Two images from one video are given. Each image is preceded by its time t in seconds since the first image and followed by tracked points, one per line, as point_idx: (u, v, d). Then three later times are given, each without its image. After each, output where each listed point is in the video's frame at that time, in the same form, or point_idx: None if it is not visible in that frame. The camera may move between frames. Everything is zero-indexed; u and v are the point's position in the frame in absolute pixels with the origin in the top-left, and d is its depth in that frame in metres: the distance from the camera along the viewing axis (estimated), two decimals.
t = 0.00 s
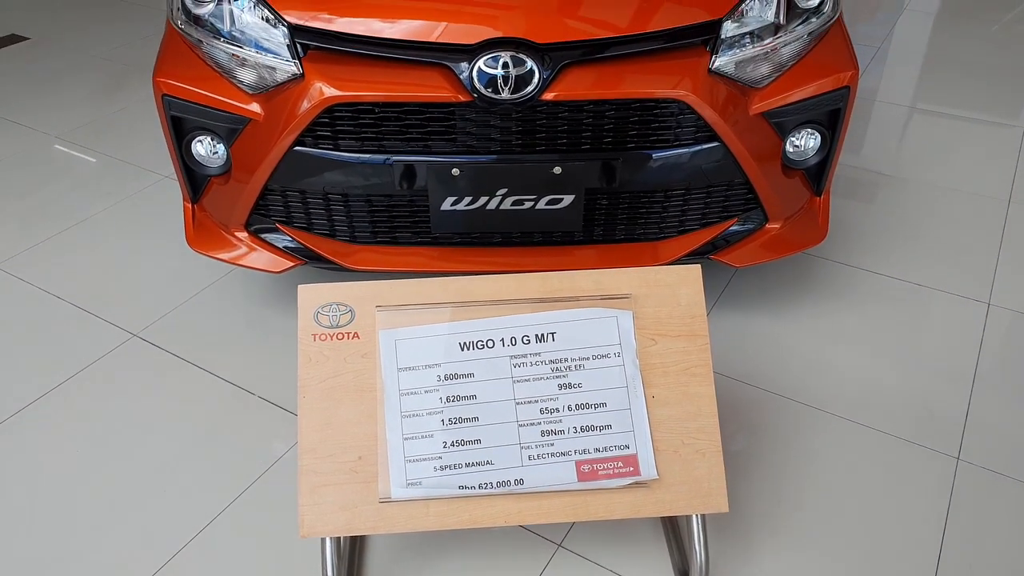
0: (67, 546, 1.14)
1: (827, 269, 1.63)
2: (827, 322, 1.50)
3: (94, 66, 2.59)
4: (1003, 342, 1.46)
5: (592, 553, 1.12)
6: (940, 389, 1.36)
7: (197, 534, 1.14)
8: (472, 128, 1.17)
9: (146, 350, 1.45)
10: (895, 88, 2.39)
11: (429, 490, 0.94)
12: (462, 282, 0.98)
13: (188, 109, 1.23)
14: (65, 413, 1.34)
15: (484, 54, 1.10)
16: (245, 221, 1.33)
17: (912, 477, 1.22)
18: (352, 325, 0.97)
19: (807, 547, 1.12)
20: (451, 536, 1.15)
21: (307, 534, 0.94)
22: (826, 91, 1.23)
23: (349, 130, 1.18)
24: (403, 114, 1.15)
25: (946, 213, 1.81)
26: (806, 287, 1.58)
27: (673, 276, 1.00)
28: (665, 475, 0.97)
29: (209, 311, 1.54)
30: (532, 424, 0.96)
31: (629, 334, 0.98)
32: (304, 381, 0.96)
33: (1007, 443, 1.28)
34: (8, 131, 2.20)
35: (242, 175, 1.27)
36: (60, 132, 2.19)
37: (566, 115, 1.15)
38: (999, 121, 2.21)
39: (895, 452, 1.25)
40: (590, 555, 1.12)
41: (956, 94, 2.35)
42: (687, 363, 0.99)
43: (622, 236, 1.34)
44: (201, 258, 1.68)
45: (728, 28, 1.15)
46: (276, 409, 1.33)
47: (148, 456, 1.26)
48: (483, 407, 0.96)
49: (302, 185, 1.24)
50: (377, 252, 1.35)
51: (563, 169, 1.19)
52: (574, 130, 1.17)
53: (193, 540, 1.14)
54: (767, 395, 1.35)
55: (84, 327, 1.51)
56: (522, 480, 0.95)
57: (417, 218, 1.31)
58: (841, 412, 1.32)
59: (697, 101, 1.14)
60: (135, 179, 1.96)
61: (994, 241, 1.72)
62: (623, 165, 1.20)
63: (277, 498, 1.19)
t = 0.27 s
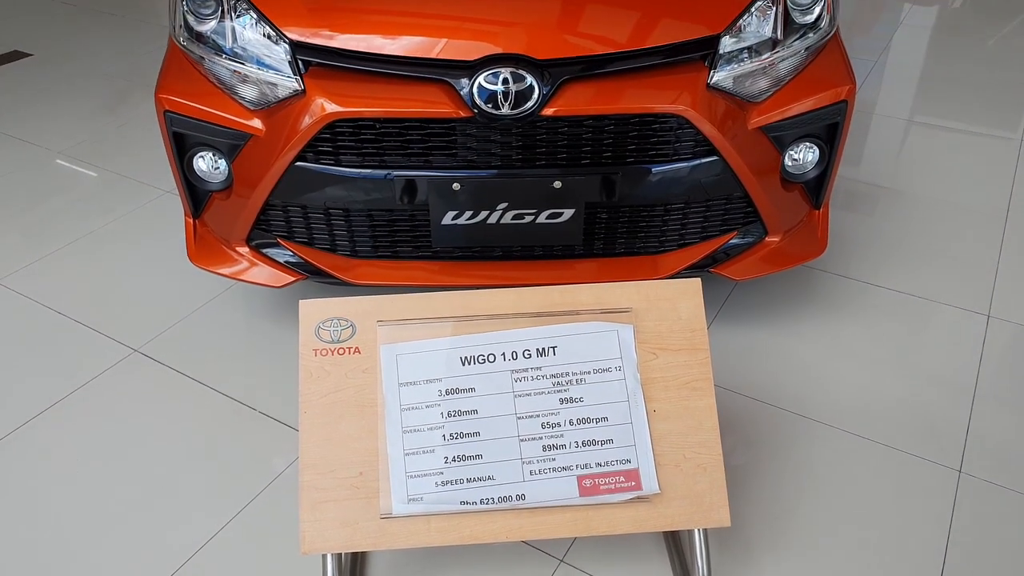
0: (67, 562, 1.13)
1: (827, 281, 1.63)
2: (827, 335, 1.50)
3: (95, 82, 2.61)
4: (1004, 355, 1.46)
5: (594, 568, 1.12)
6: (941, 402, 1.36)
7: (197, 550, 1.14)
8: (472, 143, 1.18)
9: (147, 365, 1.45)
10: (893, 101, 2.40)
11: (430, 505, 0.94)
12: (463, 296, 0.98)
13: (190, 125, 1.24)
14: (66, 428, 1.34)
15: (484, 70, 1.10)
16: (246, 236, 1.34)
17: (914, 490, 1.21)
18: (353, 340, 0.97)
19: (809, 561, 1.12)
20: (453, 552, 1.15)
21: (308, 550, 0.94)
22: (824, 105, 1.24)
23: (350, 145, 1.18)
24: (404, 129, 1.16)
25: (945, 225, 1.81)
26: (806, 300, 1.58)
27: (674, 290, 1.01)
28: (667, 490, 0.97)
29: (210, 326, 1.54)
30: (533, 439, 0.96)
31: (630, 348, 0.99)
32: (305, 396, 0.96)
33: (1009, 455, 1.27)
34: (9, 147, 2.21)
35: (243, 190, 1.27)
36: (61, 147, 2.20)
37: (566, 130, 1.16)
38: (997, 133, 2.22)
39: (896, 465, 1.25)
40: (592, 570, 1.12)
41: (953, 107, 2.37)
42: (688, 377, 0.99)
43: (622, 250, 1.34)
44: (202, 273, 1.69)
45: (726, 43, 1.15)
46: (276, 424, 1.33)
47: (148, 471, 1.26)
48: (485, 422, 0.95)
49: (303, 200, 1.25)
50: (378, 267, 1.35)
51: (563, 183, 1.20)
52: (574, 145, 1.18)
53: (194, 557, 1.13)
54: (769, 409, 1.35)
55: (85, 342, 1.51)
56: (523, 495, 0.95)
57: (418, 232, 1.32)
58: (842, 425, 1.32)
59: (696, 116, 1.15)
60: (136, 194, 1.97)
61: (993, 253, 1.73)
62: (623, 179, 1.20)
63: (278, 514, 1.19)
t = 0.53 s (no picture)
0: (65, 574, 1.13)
1: (826, 294, 1.64)
2: (826, 347, 1.50)
3: (98, 94, 2.62)
4: (1004, 368, 1.46)
5: None
6: (941, 415, 1.36)
7: (196, 563, 1.14)
8: (473, 157, 1.18)
9: (147, 377, 1.45)
10: (892, 114, 2.41)
11: (429, 518, 0.94)
12: (463, 309, 0.98)
13: (192, 137, 1.24)
14: (66, 440, 1.33)
15: (485, 84, 1.11)
16: (247, 248, 1.34)
17: (914, 503, 1.21)
18: (353, 352, 0.97)
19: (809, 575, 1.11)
20: (452, 565, 1.15)
21: (308, 562, 0.93)
22: (822, 119, 1.25)
23: (351, 158, 1.19)
24: (405, 142, 1.17)
25: (944, 238, 1.82)
26: (805, 313, 1.58)
27: (673, 303, 1.01)
28: (667, 503, 0.97)
29: (210, 338, 1.54)
30: (533, 451, 0.96)
31: (629, 361, 0.99)
32: (305, 409, 0.96)
33: (1009, 469, 1.27)
34: (12, 158, 2.22)
35: (244, 202, 1.28)
36: (63, 159, 2.21)
37: (566, 143, 1.16)
38: (995, 147, 2.23)
39: (896, 478, 1.25)
40: None
41: (952, 120, 2.38)
42: (688, 390, 0.99)
43: (622, 262, 1.35)
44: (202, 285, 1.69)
45: (725, 58, 1.16)
46: (276, 436, 1.33)
47: (148, 483, 1.26)
48: (484, 435, 0.95)
49: (304, 212, 1.26)
50: (379, 279, 1.36)
51: (563, 196, 1.20)
52: (574, 159, 1.18)
53: (193, 569, 1.13)
54: (768, 421, 1.35)
55: (86, 354, 1.51)
56: (523, 508, 0.95)
57: (419, 245, 1.32)
58: (842, 438, 1.32)
59: (695, 129, 1.15)
60: (138, 206, 1.97)
61: (992, 266, 1.73)
62: (623, 192, 1.21)
63: (277, 527, 1.19)
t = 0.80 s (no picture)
0: None
1: (826, 304, 1.64)
2: (826, 357, 1.50)
3: (99, 102, 2.62)
4: (1003, 378, 1.46)
5: None
6: (941, 425, 1.36)
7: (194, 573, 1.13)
8: (474, 167, 1.19)
9: (147, 386, 1.45)
10: (891, 124, 2.42)
11: (429, 528, 0.94)
12: (463, 318, 0.98)
13: (193, 146, 1.25)
14: (65, 449, 1.33)
15: (486, 94, 1.12)
16: (247, 257, 1.35)
17: (914, 514, 1.21)
18: (353, 362, 0.97)
19: None
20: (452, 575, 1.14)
21: (307, 572, 0.93)
22: (822, 130, 1.26)
23: (352, 168, 1.19)
24: (406, 152, 1.17)
25: (943, 249, 1.82)
26: (805, 322, 1.58)
27: (673, 313, 1.01)
28: (667, 513, 0.96)
29: (210, 346, 1.54)
30: (533, 461, 0.95)
31: (629, 371, 0.99)
32: (305, 418, 0.96)
33: (1009, 480, 1.27)
34: (13, 166, 2.22)
35: (245, 212, 1.28)
36: (65, 167, 2.22)
37: (566, 153, 1.17)
38: (994, 158, 2.23)
39: (896, 489, 1.25)
40: None
41: (951, 131, 2.38)
42: (688, 400, 1.00)
43: (622, 272, 1.35)
44: (202, 293, 1.69)
45: (725, 69, 1.16)
46: (275, 445, 1.33)
47: (147, 492, 1.26)
48: (484, 445, 0.95)
49: (305, 221, 1.26)
50: (379, 288, 1.36)
51: (563, 206, 1.21)
52: (574, 169, 1.19)
53: None
54: (768, 432, 1.35)
55: (85, 362, 1.51)
56: (523, 518, 0.94)
57: (419, 254, 1.32)
58: (842, 449, 1.32)
59: (695, 140, 1.16)
60: (138, 214, 1.98)
61: (991, 276, 1.73)
62: (622, 202, 1.21)
63: (276, 536, 1.18)
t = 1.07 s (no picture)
0: None
1: (825, 312, 1.64)
2: (826, 366, 1.50)
3: (101, 108, 2.63)
4: (1003, 387, 1.46)
5: None
6: (941, 434, 1.36)
7: None
8: (475, 174, 1.19)
9: (147, 392, 1.45)
10: (891, 133, 2.43)
11: (428, 535, 0.94)
12: (463, 325, 0.99)
13: (195, 153, 1.25)
14: (64, 455, 1.33)
15: (487, 102, 1.12)
16: (248, 263, 1.35)
17: (914, 523, 1.21)
18: (353, 368, 0.98)
19: None
20: None
21: None
22: (822, 139, 1.26)
23: (353, 175, 1.20)
24: (408, 159, 1.17)
25: (942, 257, 1.82)
26: (804, 331, 1.59)
27: (673, 321, 1.01)
28: (667, 521, 0.97)
29: (210, 352, 1.54)
30: (532, 469, 0.96)
31: (629, 379, 0.99)
32: (305, 425, 0.97)
33: (1009, 489, 1.27)
34: (15, 172, 2.23)
35: (246, 218, 1.28)
36: (66, 173, 2.22)
37: (567, 161, 1.17)
38: (993, 167, 2.24)
39: (896, 497, 1.25)
40: None
41: (950, 140, 2.39)
42: (688, 408, 1.00)
43: (622, 279, 1.35)
44: (203, 299, 1.69)
45: (725, 78, 1.17)
46: (276, 451, 1.33)
47: (146, 499, 1.26)
48: (484, 452, 0.95)
49: (306, 228, 1.26)
50: (380, 294, 1.36)
51: (564, 214, 1.21)
52: (574, 177, 1.19)
53: None
54: (768, 440, 1.35)
55: (86, 368, 1.51)
56: (522, 526, 0.95)
57: (420, 261, 1.33)
58: (841, 457, 1.32)
59: (695, 149, 1.16)
60: (139, 220, 1.98)
61: (990, 285, 1.74)
62: (623, 210, 1.21)
63: (275, 543, 1.18)
